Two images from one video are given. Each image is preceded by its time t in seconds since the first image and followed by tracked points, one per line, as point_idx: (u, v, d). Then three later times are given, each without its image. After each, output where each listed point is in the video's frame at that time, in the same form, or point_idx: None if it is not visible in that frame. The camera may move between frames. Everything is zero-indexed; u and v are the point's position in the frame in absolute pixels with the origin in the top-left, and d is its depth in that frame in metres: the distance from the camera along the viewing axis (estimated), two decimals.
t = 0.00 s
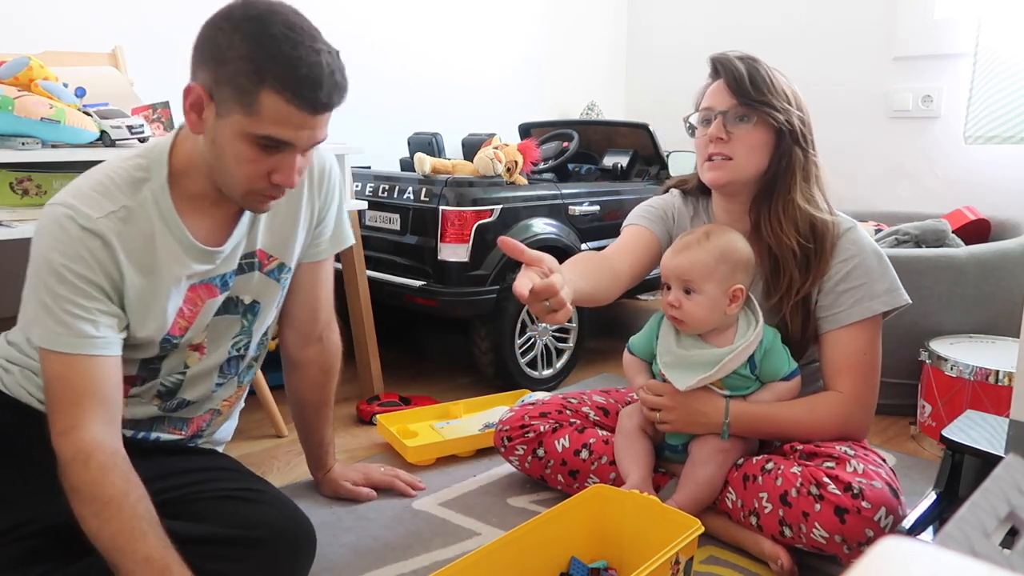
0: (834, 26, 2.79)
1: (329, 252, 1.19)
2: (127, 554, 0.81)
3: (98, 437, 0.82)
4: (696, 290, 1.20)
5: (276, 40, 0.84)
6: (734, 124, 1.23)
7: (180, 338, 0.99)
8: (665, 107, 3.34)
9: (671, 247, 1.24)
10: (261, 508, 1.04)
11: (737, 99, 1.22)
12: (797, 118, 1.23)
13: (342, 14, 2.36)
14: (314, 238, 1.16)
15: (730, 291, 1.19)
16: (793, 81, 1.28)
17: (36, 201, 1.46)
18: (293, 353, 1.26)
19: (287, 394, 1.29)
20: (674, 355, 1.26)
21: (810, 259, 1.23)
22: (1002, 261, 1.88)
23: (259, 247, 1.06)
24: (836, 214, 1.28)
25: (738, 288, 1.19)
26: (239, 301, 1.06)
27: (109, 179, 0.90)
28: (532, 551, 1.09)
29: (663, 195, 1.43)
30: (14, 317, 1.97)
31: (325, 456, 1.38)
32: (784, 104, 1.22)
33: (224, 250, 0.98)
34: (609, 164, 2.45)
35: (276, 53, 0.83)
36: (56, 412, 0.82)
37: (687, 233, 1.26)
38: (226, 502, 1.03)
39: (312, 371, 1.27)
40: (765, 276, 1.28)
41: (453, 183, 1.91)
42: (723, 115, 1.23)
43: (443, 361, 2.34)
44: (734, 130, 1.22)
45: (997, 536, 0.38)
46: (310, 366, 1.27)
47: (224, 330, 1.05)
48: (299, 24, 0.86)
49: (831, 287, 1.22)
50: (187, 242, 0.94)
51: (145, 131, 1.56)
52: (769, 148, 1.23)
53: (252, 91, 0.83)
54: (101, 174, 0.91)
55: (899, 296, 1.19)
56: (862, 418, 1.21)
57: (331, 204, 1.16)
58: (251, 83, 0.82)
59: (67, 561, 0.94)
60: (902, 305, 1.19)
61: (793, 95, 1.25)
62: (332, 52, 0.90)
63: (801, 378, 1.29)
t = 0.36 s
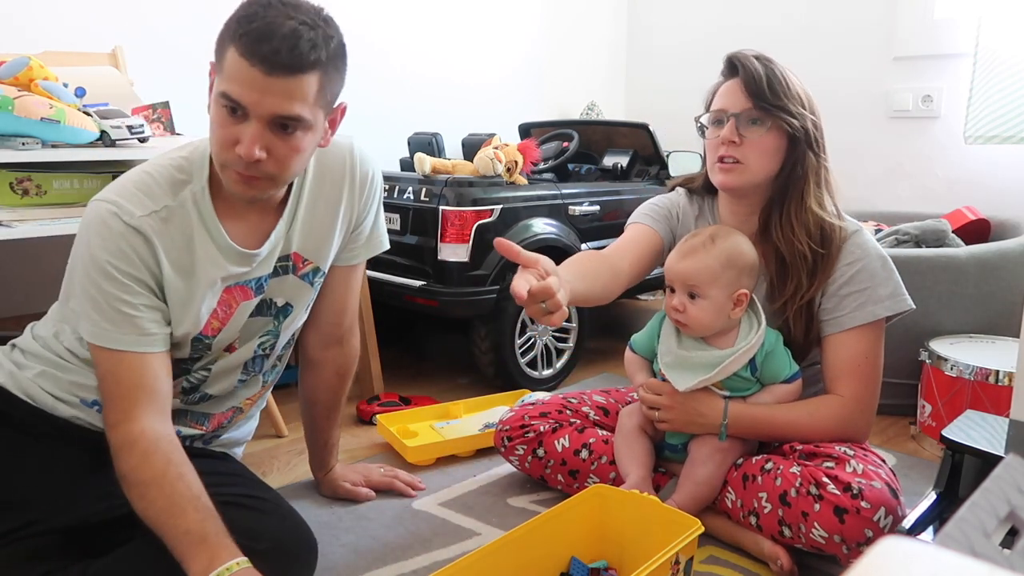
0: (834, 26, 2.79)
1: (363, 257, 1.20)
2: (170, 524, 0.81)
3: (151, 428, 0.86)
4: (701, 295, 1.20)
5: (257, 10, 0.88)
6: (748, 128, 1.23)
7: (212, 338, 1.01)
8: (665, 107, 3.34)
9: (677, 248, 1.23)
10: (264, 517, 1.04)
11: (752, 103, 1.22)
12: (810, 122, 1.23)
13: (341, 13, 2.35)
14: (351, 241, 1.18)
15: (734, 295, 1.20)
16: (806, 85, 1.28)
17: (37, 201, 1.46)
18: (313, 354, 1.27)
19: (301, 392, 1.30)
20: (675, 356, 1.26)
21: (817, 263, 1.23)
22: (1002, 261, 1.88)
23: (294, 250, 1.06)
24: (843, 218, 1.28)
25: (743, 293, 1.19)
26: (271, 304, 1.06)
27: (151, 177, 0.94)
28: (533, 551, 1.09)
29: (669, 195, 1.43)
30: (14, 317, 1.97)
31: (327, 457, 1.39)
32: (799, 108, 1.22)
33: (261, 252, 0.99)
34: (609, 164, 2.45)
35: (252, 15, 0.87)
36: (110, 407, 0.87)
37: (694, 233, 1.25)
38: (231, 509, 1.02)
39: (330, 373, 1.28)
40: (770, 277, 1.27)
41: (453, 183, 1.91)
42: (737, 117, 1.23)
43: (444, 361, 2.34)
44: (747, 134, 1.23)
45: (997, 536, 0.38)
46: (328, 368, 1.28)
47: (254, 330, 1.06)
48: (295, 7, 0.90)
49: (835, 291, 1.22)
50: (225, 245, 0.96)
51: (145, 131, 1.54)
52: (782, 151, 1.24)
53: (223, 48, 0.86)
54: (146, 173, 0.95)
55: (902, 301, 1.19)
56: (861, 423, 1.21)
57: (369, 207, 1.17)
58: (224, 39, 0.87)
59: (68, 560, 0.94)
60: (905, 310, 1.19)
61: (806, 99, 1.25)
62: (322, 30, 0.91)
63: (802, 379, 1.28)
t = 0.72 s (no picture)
0: (834, 26, 2.79)
1: (357, 257, 1.20)
2: (155, 537, 0.82)
3: (134, 437, 0.86)
4: (705, 295, 1.20)
5: None
6: (755, 126, 1.23)
7: (203, 339, 1.01)
8: (665, 106, 3.34)
9: (680, 249, 1.23)
10: (263, 515, 1.04)
11: (760, 101, 1.22)
12: (817, 122, 1.23)
13: (341, 12, 2.35)
14: (345, 241, 1.18)
15: (737, 296, 1.20)
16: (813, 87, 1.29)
17: (37, 201, 1.46)
18: (309, 354, 1.27)
19: (298, 392, 1.30)
20: (674, 356, 1.25)
21: (820, 263, 1.23)
22: (1002, 261, 1.88)
23: (286, 250, 1.06)
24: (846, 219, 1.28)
25: (745, 293, 1.20)
26: (264, 304, 1.06)
27: (141, 180, 0.94)
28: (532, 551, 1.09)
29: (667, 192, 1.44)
30: (14, 317, 1.97)
31: (327, 457, 1.39)
32: (805, 108, 1.23)
33: (252, 252, 1.00)
34: (609, 164, 2.44)
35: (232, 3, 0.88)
36: (92, 413, 0.87)
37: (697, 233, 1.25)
38: (229, 507, 1.02)
39: (326, 373, 1.28)
40: (772, 278, 1.27)
41: (453, 183, 1.90)
42: (745, 115, 1.23)
43: (443, 361, 2.34)
44: (754, 132, 1.22)
45: (998, 536, 0.38)
46: (324, 368, 1.28)
47: (247, 330, 1.06)
48: None
49: (837, 291, 1.22)
50: (215, 245, 0.96)
51: (145, 131, 1.54)
52: (789, 150, 1.24)
53: (203, 37, 0.87)
54: (133, 176, 0.95)
55: (905, 301, 1.19)
56: (863, 424, 1.21)
57: (363, 208, 1.17)
58: (204, 27, 0.88)
59: (67, 560, 0.94)
60: (908, 311, 1.19)
61: (813, 101, 1.26)
62: (302, 16, 0.92)
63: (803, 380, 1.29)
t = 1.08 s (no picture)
0: (834, 26, 2.79)
1: (348, 256, 1.20)
2: (149, 537, 0.82)
3: (125, 438, 0.86)
4: (714, 295, 1.20)
5: None
6: (763, 129, 1.23)
7: (193, 343, 1.01)
8: (665, 106, 3.34)
9: (688, 248, 1.23)
10: (261, 513, 1.04)
11: (770, 104, 1.22)
12: (824, 128, 1.23)
13: (341, 13, 2.35)
14: (333, 242, 1.18)
15: (746, 296, 1.20)
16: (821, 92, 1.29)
17: (37, 201, 1.46)
18: (303, 353, 1.27)
19: (293, 393, 1.30)
20: (677, 352, 1.25)
21: (820, 265, 1.23)
22: (1003, 260, 1.88)
23: (274, 252, 1.06)
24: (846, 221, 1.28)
25: (754, 294, 1.20)
26: (255, 306, 1.06)
27: (128, 186, 0.94)
28: (532, 551, 1.08)
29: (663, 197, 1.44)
30: (14, 317, 1.97)
31: (325, 455, 1.38)
32: (813, 113, 1.23)
33: (239, 255, 1.00)
34: (609, 164, 2.44)
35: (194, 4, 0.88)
36: (84, 416, 0.87)
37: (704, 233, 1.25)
38: (227, 505, 1.02)
39: (321, 373, 1.28)
40: (772, 279, 1.27)
41: (453, 183, 1.90)
42: (753, 118, 1.23)
43: (443, 361, 2.34)
44: (762, 135, 1.22)
45: (997, 536, 0.38)
46: (319, 368, 1.28)
47: (240, 333, 1.06)
48: None
49: (835, 292, 1.22)
50: (202, 249, 0.96)
51: (145, 131, 1.54)
52: (795, 155, 1.24)
53: (171, 41, 0.87)
54: (120, 182, 0.95)
55: (903, 302, 1.18)
56: (863, 424, 1.21)
57: (352, 207, 1.17)
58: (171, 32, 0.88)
59: (67, 560, 0.94)
60: (906, 311, 1.19)
61: (822, 106, 1.26)
62: (265, 11, 0.92)
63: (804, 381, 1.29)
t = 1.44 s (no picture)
0: (834, 26, 2.79)
1: (347, 255, 1.20)
2: (148, 537, 0.82)
3: (124, 439, 0.86)
4: (722, 296, 1.19)
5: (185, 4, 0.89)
6: (738, 131, 1.22)
7: (190, 344, 1.01)
8: (665, 106, 3.34)
9: (698, 249, 1.23)
10: (261, 512, 1.04)
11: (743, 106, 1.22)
12: (803, 126, 1.22)
13: (341, 13, 2.35)
14: (332, 241, 1.18)
15: (755, 299, 1.20)
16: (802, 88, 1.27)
17: (37, 201, 1.46)
18: (302, 353, 1.27)
19: (292, 393, 1.30)
20: (682, 351, 1.25)
21: (811, 266, 1.23)
22: (1003, 261, 1.88)
23: (271, 252, 1.06)
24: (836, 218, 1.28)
25: (762, 297, 1.20)
26: (252, 306, 1.06)
27: (124, 188, 0.94)
28: (532, 551, 1.09)
29: (659, 206, 1.44)
30: (14, 317, 1.97)
31: (325, 454, 1.39)
32: (790, 112, 1.22)
33: (235, 256, 1.00)
34: (609, 164, 2.44)
35: (178, 9, 0.88)
36: (83, 417, 0.87)
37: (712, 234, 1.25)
38: (227, 505, 1.02)
39: (319, 374, 1.28)
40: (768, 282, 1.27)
41: (453, 183, 1.90)
42: (729, 121, 1.23)
43: (443, 361, 2.34)
44: (737, 138, 1.22)
45: (998, 536, 0.38)
46: (317, 368, 1.28)
47: (238, 332, 1.07)
48: None
49: (827, 291, 1.22)
50: (199, 250, 0.97)
51: (145, 131, 1.54)
52: (775, 154, 1.23)
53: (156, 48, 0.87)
54: (116, 185, 0.95)
55: (896, 300, 1.18)
56: (863, 423, 1.21)
57: (349, 207, 1.17)
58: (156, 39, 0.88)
59: (67, 561, 0.94)
60: (899, 309, 1.18)
61: (802, 102, 1.24)
62: (250, 11, 0.91)
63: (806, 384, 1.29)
